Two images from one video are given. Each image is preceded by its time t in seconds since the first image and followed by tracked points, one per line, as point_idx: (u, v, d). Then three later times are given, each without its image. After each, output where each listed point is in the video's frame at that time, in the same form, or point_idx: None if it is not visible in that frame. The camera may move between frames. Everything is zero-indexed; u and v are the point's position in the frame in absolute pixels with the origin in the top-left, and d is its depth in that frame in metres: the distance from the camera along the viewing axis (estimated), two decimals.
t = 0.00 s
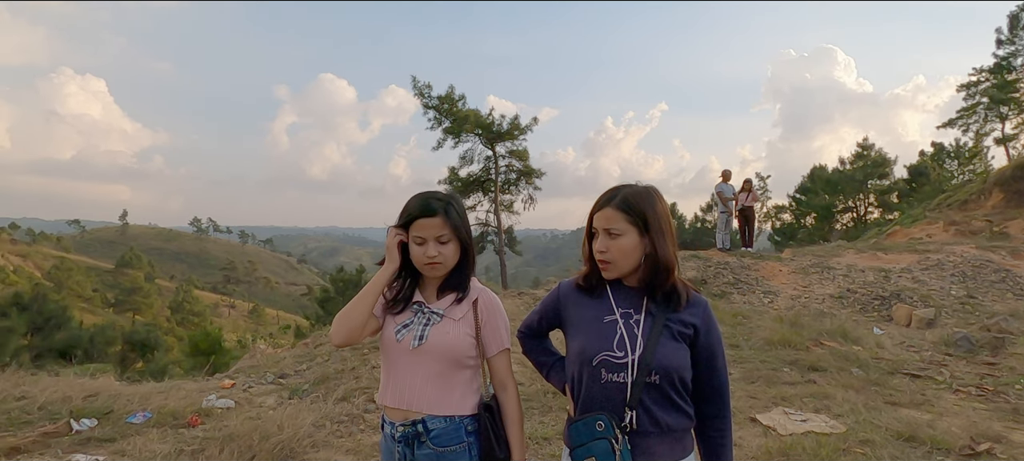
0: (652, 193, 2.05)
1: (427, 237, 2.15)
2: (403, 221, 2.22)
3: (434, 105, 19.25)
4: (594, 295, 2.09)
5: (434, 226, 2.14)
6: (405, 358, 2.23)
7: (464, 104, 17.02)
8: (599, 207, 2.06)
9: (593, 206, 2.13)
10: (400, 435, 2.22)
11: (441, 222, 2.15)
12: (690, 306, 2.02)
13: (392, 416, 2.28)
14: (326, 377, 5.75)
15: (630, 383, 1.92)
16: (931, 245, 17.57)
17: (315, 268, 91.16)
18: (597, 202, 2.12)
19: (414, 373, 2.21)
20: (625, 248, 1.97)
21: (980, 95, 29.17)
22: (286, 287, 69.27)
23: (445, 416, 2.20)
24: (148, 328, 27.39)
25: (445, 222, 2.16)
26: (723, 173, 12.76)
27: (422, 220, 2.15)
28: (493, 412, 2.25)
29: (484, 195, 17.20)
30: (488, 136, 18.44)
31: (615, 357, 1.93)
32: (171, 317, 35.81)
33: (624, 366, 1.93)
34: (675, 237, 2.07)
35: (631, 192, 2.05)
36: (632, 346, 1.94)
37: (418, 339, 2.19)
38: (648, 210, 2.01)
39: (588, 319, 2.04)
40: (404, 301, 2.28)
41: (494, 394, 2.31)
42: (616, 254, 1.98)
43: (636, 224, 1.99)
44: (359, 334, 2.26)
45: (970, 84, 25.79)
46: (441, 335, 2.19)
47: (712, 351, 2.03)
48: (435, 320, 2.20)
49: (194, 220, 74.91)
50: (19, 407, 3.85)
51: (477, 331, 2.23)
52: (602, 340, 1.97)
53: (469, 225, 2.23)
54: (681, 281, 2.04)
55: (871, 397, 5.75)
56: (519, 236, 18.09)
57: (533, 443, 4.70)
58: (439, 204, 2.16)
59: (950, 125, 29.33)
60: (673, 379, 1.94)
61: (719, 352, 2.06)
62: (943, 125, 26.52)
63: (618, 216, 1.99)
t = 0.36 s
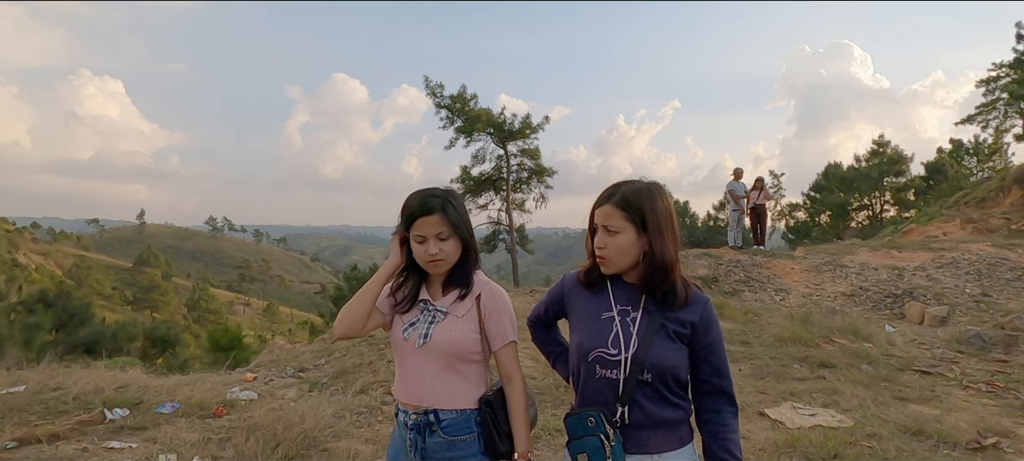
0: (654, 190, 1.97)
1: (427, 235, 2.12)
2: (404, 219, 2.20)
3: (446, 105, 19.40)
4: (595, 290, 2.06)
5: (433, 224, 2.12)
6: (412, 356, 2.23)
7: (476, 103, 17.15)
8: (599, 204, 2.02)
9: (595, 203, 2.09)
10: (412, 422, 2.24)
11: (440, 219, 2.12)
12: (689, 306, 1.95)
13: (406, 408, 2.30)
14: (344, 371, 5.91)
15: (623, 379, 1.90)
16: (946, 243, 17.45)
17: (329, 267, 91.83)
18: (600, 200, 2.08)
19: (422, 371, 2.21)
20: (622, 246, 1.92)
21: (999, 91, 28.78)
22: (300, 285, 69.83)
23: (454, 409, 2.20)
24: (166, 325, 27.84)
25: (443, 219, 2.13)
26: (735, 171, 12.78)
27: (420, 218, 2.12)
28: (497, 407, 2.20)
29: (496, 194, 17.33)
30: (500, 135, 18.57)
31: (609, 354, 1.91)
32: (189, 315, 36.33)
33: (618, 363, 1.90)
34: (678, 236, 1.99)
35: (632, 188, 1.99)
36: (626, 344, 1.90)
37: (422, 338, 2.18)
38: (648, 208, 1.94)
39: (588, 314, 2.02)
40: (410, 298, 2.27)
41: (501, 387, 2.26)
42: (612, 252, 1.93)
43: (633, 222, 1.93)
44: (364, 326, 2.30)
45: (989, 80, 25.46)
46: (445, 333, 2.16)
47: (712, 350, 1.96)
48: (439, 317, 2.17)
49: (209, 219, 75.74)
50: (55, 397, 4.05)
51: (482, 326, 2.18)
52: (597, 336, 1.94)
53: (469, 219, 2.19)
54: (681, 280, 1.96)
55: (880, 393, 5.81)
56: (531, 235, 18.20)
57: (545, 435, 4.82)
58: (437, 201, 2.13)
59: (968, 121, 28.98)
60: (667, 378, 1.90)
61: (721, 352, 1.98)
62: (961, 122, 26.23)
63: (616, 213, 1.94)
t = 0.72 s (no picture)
0: (651, 193, 1.90)
1: (431, 239, 2.16)
2: (408, 224, 2.23)
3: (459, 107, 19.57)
4: (592, 294, 2.04)
5: (436, 227, 2.16)
6: (422, 356, 2.28)
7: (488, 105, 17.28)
8: (594, 207, 1.96)
9: (592, 206, 2.02)
10: (422, 420, 2.27)
11: (443, 223, 2.16)
12: (682, 311, 1.87)
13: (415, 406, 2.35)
14: (360, 369, 6.06)
15: (615, 385, 1.88)
16: (963, 243, 17.29)
17: (343, 268, 92.46)
18: (596, 203, 2.01)
19: (430, 371, 2.26)
20: (615, 250, 1.87)
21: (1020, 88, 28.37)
22: (315, 286, 70.38)
23: (463, 407, 2.24)
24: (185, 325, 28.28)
25: (446, 223, 2.16)
26: (747, 172, 12.78)
27: (425, 223, 2.16)
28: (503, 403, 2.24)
29: (508, 195, 17.46)
30: (512, 137, 18.69)
31: (601, 360, 1.90)
32: (206, 315, 36.83)
33: (609, 369, 1.89)
34: (674, 240, 1.92)
35: (628, 192, 1.92)
36: (618, 349, 1.88)
37: (432, 339, 2.22)
38: (643, 213, 1.87)
39: (585, 318, 2.01)
40: (417, 300, 2.32)
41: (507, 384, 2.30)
42: (606, 256, 1.88)
43: (626, 227, 1.86)
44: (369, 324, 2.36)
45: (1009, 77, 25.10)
46: (453, 334, 2.21)
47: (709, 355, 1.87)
48: (448, 318, 2.22)
49: (225, 221, 76.59)
50: (87, 393, 4.24)
51: (488, 327, 2.22)
52: (590, 341, 1.94)
53: (472, 223, 2.23)
54: (677, 284, 1.89)
55: (889, 393, 5.84)
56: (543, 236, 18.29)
57: (556, 433, 4.92)
58: (440, 205, 2.17)
59: (988, 119, 28.60)
60: (659, 384, 1.86)
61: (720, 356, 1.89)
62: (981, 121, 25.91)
63: (610, 218, 1.88)
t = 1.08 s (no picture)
0: (648, 198, 1.91)
1: (440, 239, 2.23)
2: (415, 226, 2.29)
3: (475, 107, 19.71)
4: (594, 300, 2.04)
5: (445, 227, 2.22)
6: (431, 357, 2.35)
7: (503, 106, 17.38)
8: (593, 213, 1.97)
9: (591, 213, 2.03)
10: (432, 420, 2.35)
11: (452, 223, 2.23)
12: (680, 318, 1.85)
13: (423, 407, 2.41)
14: (379, 365, 6.20)
15: (614, 393, 1.91)
16: (986, 244, 17.02)
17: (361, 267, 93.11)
18: (596, 209, 2.02)
19: (440, 371, 2.33)
20: (614, 258, 1.87)
21: None
22: (333, 286, 70.98)
23: (474, 406, 2.32)
24: (207, 322, 28.72)
25: (455, 224, 2.24)
26: (764, 172, 12.74)
27: (434, 223, 2.23)
28: (510, 401, 2.34)
29: (524, 195, 17.56)
30: (527, 137, 18.78)
31: (600, 367, 1.92)
32: (226, 313, 37.34)
33: (608, 376, 1.91)
34: (673, 245, 1.91)
35: (627, 198, 1.93)
36: (617, 357, 1.90)
37: (442, 340, 2.29)
38: (640, 219, 1.87)
39: (586, 325, 2.02)
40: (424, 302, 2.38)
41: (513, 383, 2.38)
42: (605, 262, 1.89)
43: (624, 233, 1.87)
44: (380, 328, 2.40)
45: None
46: (463, 334, 2.28)
47: (709, 364, 1.83)
48: (457, 320, 2.29)
49: (245, 221, 77.50)
50: (121, 385, 4.43)
51: (496, 328, 2.30)
52: (591, 347, 1.95)
53: (480, 224, 2.30)
54: (678, 289, 1.87)
55: (904, 393, 5.85)
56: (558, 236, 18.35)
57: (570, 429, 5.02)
58: (449, 207, 2.25)
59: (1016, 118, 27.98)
60: (657, 392, 1.86)
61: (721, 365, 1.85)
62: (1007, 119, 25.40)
63: (608, 224, 1.89)
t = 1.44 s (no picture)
0: (660, 202, 1.81)
1: (441, 237, 2.17)
2: (415, 226, 2.24)
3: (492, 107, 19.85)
4: (597, 305, 1.96)
5: (447, 225, 2.17)
6: (434, 362, 2.25)
7: (519, 105, 17.50)
8: (602, 209, 1.89)
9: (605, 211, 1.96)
10: (436, 427, 2.26)
11: (452, 221, 2.18)
12: (683, 324, 1.73)
13: (426, 414, 2.31)
14: (397, 361, 6.33)
15: (610, 401, 1.80)
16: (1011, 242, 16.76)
17: (380, 266, 93.86)
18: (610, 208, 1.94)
19: (445, 376, 2.24)
20: (613, 254, 1.80)
21: None
22: (352, 285, 71.70)
23: (478, 409, 2.25)
24: (231, 319, 29.29)
25: (456, 222, 2.19)
26: (781, 170, 12.69)
27: (436, 221, 2.18)
28: (514, 401, 2.30)
29: (540, 194, 17.65)
30: (544, 137, 18.86)
31: (597, 373, 1.83)
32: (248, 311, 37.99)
33: (605, 382, 1.81)
34: (680, 254, 1.79)
35: (639, 199, 1.84)
36: (614, 363, 1.80)
37: (446, 343, 2.21)
38: (646, 219, 1.77)
39: (586, 332, 1.94)
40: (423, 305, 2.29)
41: (515, 384, 2.34)
42: (604, 258, 1.81)
43: (627, 231, 1.78)
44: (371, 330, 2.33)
45: None
46: (466, 336, 2.21)
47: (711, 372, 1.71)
48: (459, 322, 2.22)
49: (266, 221, 78.57)
50: (152, 378, 4.63)
51: (498, 330, 2.25)
52: (589, 353, 1.87)
53: (480, 224, 2.26)
54: (680, 297, 1.75)
55: (921, 392, 5.83)
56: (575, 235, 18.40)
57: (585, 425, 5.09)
58: (449, 206, 2.20)
59: None
60: (655, 401, 1.75)
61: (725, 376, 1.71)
62: None
63: (612, 220, 1.81)
